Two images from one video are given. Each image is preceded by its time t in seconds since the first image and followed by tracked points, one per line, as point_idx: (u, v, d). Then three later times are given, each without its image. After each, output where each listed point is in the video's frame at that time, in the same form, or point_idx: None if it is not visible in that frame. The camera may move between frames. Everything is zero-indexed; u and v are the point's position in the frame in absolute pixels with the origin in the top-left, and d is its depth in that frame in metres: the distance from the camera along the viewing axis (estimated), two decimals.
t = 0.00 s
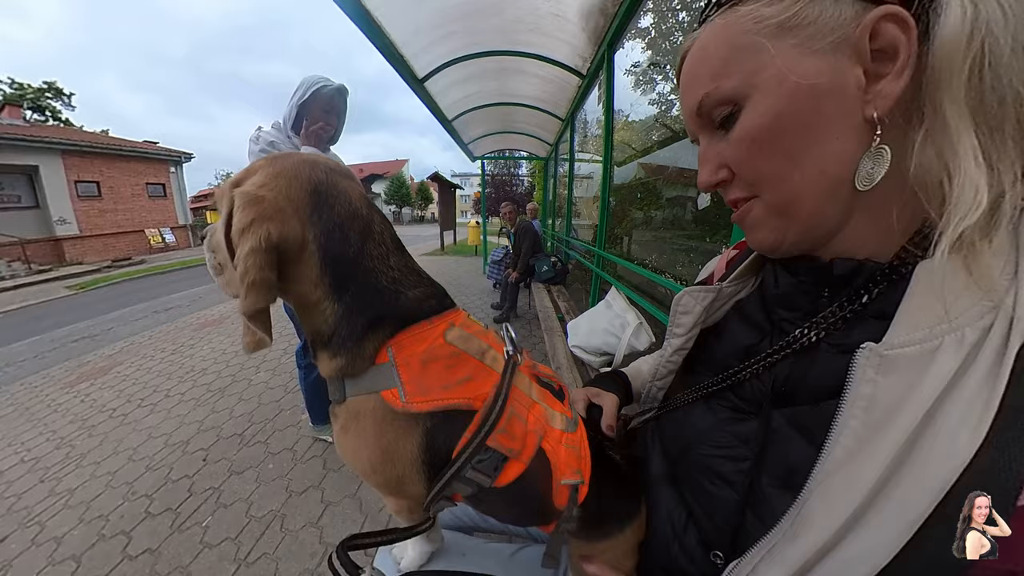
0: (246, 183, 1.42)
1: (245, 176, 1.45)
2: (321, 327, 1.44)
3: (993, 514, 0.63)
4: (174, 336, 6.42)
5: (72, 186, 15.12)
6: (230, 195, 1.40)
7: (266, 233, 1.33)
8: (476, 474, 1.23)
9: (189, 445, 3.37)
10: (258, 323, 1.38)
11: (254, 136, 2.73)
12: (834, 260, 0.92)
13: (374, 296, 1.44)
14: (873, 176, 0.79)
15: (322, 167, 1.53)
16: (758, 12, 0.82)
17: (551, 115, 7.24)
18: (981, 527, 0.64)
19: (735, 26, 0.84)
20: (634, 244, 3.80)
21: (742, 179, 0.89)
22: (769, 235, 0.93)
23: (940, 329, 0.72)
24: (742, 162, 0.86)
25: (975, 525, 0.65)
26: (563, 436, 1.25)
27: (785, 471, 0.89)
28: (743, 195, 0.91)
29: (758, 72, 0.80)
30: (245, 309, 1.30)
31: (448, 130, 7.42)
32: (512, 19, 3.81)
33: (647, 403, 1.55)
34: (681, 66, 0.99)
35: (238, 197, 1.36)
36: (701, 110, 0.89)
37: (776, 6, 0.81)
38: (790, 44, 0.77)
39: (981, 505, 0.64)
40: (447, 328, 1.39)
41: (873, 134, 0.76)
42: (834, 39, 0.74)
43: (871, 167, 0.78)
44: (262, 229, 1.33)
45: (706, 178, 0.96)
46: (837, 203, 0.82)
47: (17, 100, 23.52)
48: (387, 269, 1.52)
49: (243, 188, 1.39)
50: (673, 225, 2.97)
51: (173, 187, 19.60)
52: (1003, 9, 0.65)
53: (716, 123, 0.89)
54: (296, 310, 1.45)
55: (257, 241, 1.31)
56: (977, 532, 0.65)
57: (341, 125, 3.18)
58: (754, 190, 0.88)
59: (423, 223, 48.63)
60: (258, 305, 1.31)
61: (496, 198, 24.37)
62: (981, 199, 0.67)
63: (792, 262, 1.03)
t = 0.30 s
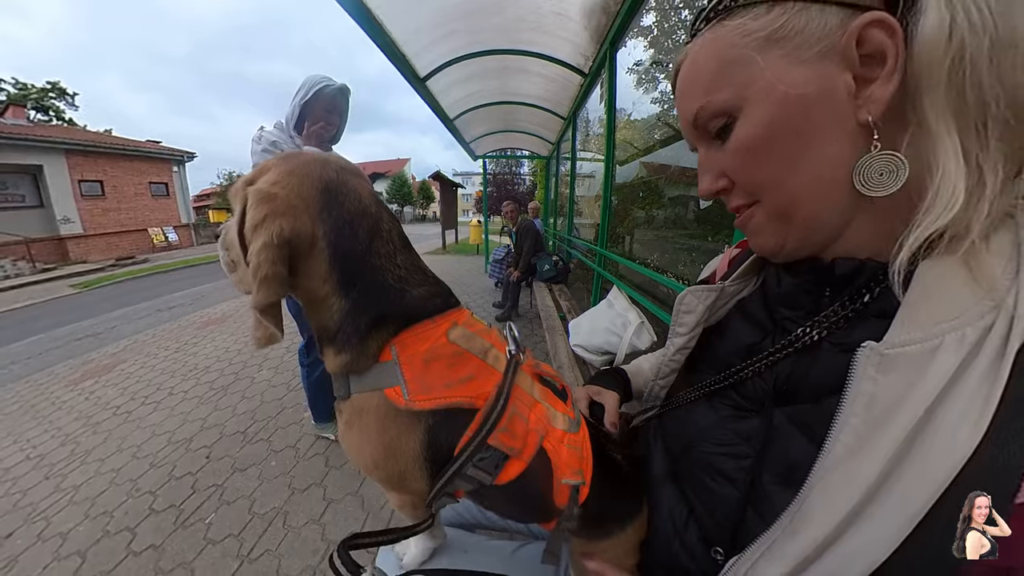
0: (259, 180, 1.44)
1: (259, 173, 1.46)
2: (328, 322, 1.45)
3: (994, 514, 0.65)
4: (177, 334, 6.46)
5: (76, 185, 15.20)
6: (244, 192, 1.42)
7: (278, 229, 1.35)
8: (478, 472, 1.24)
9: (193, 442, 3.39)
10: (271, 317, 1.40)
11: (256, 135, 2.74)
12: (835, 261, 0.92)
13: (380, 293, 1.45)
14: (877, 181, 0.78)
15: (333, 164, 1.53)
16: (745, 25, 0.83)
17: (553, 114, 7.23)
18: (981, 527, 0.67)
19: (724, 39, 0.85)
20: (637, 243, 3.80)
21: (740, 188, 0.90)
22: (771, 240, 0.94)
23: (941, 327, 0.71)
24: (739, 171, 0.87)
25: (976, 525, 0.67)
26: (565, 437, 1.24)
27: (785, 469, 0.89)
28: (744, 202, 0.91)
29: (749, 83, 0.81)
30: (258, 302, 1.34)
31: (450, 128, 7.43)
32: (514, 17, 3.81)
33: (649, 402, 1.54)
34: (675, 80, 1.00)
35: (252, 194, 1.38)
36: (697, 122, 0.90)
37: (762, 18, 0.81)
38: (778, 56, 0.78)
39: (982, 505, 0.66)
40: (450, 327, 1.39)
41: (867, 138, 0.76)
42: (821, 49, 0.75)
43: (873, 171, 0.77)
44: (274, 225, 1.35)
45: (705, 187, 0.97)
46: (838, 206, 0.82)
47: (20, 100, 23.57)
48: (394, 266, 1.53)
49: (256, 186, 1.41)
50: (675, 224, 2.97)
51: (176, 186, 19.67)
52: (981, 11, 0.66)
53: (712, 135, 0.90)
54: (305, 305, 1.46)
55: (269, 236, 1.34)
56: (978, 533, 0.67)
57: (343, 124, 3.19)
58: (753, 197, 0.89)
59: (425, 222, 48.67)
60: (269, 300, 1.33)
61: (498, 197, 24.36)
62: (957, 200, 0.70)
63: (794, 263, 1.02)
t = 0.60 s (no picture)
0: (267, 173, 1.45)
1: (268, 166, 1.47)
2: (332, 316, 1.46)
3: (994, 514, 0.64)
4: (180, 332, 6.49)
5: (80, 184, 15.28)
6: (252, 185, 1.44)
7: (285, 221, 1.37)
8: (479, 468, 1.23)
9: (195, 439, 3.41)
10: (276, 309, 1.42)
11: (257, 135, 2.74)
12: (837, 259, 0.93)
13: (385, 288, 1.45)
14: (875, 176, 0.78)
15: (341, 159, 1.54)
16: (748, 18, 0.82)
17: (555, 113, 7.22)
18: (981, 527, 0.65)
19: (726, 32, 0.84)
20: (638, 242, 3.79)
21: (740, 182, 0.89)
22: (771, 235, 0.94)
23: (947, 327, 0.72)
24: (740, 166, 0.87)
25: (975, 525, 0.66)
26: (567, 434, 1.25)
27: (789, 469, 0.90)
28: (744, 196, 0.91)
29: (751, 76, 0.80)
30: (263, 294, 1.36)
31: (452, 127, 7.43)
32: (516, 15, 3.80)
33: (652, 402, 1.51)
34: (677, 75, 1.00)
35: (260, 186, 1.40)
36: (698, 116, 0.90)
37: (765, 11, 0.81)
38: (781, 48, 0.77)
39: (982, 505, 0.65)
40: (453, 323, 1.39)
41: (869, 133, 0.76)
42: (824, 41, 0.74)
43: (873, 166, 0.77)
44: (281, 217, 1.37)
45: (706, 182, 0.97)
46: (838, 201, 0.82)
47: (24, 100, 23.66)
48: (399, 262, 1.53)
49: (264, 179, 1.42)
50: (677, 223, 2.96)
51: (179, 185, 19.74)
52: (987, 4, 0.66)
53: (712, 129, 0.90)
54: (309, 299, 1.47)
55: (276, 228, 1.35)
56: (978, 532, 0.65)
57: (343, 122, 3.19)
58: (754, 191, 0.88)
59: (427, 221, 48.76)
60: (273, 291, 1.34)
61: (500, 195, 24.36)
62: (962, 195, 0.70)
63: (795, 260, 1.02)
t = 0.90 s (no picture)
0: (277, 175, 1.47)
1: (277, 168, 1.50)
2: (338, 312, 1.47)
3: (993, 514, 0.65)
4: (184, 330, 6.53)
5: (83, 184, 15.35)
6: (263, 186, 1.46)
7: (295, 221, 1.38)
8: (480, 460, 1.25)
9: (200, 436, 3.44)
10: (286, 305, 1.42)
11: (260, 135, 2.76)
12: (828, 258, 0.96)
13: (388, 283, 1.47)
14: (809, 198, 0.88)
15: (347, 160, 1.57)
16: (710, 54, 0.94)
17: (557, 112, 7.23)
18: (980, 527, 0.66)
19: (694, 68, 0.97)
20: (640, 241, 3.80)
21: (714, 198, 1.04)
22: (746, 241, 1.07)
23: (941, 327, 0.72)
24: (711, 184, 1.01)
25: (975, 525, 0.67)
26: (564, 428, 1.27)
27: (784, 466, 0.91)
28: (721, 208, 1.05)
29: (710, 110, 0.94)
30: (275, 292, 1.37)
31: (454, 126, 7.44)
32: (518, 14, 3.81)
33: (649, 400, 1.52)
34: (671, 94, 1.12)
35: (272, 187, 1.42)
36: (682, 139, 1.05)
37: (721, 48, 0.91)
38: (731, 85, 0.90)
39: (982, 506, 0.66)
40: (454, 319, 1.42)
41: (806, 157, 0.85)
42: (765, 78, 0.86)
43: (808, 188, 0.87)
44: (291, 217, 1.39)
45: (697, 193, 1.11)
46: (791, 215, 0.93)
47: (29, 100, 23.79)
48: (402, 260, 1.54)
49: (274, 180, 1.45)
50: (679, 222, 2.98)
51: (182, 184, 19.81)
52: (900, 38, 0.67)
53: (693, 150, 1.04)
54: (315, 296, 1.48)
55: (286, 227, 1.37)
56: (977, 532, 0.66)
57: (346, 123, 3.22)
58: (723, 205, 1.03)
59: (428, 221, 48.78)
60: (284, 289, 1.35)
61: (502, 194, 24.35)
62: (864, 225, 0.78)
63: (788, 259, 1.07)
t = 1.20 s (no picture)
0: (279, 181, 1.44)
1: (278, 173, 1.47)
2: (343, 310, 1.46)
3: (994, 514, 0.64)
4: (188, 328, 6.56)
5: (88, 183, 15.43)
6: (265, 193, 1.42)
7: (308, 225, 1.35)
8: (483, 455, 1.25)
9: (203, 433, 3.46)
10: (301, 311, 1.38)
11: (265, 136, 2.77)
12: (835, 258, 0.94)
13: (392, 278, 1.48)
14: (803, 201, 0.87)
15: (346, 164, 1.58)
16: (702, 62, 0.94)
17: (559, 110, 7.23)
18: (981, 527, 0.65)
19: (687, 74, 0.97)
20: (642, 240, 3.80)
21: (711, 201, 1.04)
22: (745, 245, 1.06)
23: (939, 325, 0.72)
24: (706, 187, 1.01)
25: (976, 525, 0.66)
26: (567, 425, 1.28)
27: (785, 463, 0.91)
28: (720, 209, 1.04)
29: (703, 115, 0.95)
30: (293, 297, 1.31)
31: (456, 124, 7.45)
32: (520, 12, 3.80)
33: (652, 398, 1.52)
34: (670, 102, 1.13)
35: (277, 193, 1.39)
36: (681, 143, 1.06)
37: (714, 55, 0.91)
38: (723, 91, 0.90)
39: (982, 505, 0.65)
40: (458, 316, 1.42)
41: (798, 161, 0.85)
42: (755, 84, 0.85)
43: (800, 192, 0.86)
44: (304, 221, 1.35)
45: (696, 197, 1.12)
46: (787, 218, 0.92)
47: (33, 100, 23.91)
48: (405, 257, 1.56)
49: (278, 186, 1.41)
50: (682, 222, 2.97)
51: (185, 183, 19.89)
52: (869, 50, 0.70)
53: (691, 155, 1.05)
54: (322, 299, 1.45)
55: (301, 232, 1.34)
56: (978, 532, 0.65)
57: (351, 123, 3.22)
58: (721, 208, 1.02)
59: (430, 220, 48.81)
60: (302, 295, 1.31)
61: (504, 193, 24.35)
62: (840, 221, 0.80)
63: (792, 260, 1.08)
